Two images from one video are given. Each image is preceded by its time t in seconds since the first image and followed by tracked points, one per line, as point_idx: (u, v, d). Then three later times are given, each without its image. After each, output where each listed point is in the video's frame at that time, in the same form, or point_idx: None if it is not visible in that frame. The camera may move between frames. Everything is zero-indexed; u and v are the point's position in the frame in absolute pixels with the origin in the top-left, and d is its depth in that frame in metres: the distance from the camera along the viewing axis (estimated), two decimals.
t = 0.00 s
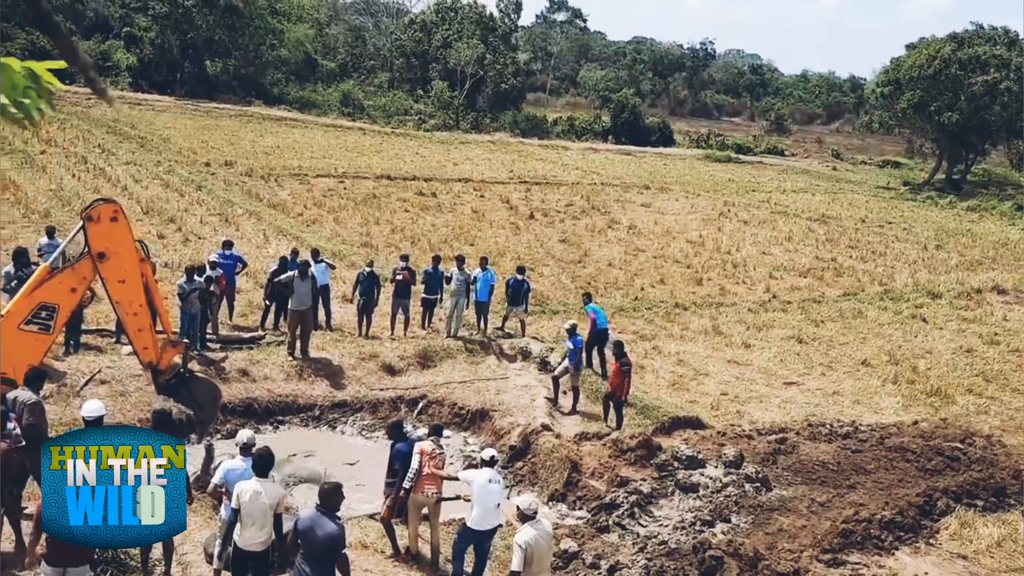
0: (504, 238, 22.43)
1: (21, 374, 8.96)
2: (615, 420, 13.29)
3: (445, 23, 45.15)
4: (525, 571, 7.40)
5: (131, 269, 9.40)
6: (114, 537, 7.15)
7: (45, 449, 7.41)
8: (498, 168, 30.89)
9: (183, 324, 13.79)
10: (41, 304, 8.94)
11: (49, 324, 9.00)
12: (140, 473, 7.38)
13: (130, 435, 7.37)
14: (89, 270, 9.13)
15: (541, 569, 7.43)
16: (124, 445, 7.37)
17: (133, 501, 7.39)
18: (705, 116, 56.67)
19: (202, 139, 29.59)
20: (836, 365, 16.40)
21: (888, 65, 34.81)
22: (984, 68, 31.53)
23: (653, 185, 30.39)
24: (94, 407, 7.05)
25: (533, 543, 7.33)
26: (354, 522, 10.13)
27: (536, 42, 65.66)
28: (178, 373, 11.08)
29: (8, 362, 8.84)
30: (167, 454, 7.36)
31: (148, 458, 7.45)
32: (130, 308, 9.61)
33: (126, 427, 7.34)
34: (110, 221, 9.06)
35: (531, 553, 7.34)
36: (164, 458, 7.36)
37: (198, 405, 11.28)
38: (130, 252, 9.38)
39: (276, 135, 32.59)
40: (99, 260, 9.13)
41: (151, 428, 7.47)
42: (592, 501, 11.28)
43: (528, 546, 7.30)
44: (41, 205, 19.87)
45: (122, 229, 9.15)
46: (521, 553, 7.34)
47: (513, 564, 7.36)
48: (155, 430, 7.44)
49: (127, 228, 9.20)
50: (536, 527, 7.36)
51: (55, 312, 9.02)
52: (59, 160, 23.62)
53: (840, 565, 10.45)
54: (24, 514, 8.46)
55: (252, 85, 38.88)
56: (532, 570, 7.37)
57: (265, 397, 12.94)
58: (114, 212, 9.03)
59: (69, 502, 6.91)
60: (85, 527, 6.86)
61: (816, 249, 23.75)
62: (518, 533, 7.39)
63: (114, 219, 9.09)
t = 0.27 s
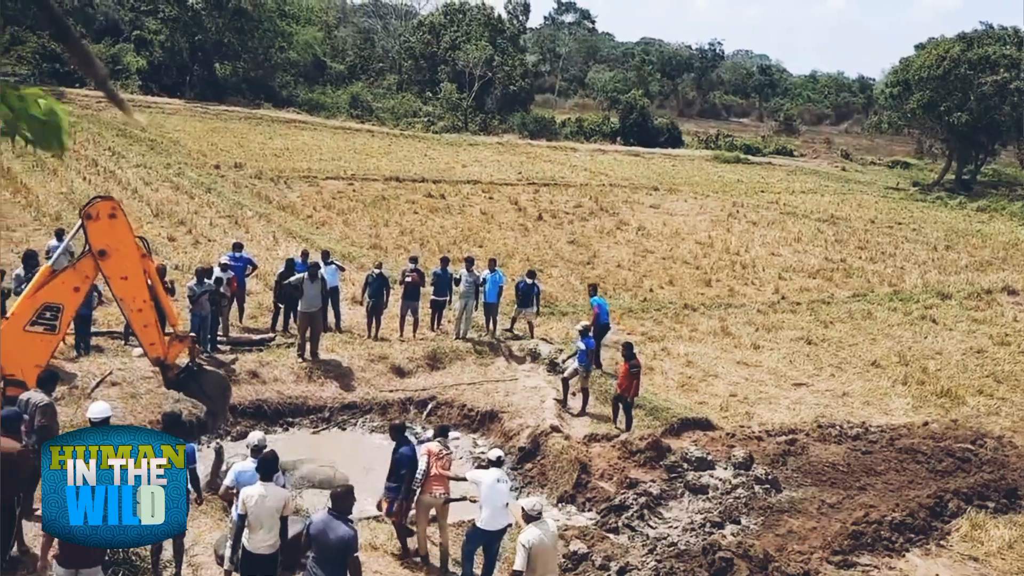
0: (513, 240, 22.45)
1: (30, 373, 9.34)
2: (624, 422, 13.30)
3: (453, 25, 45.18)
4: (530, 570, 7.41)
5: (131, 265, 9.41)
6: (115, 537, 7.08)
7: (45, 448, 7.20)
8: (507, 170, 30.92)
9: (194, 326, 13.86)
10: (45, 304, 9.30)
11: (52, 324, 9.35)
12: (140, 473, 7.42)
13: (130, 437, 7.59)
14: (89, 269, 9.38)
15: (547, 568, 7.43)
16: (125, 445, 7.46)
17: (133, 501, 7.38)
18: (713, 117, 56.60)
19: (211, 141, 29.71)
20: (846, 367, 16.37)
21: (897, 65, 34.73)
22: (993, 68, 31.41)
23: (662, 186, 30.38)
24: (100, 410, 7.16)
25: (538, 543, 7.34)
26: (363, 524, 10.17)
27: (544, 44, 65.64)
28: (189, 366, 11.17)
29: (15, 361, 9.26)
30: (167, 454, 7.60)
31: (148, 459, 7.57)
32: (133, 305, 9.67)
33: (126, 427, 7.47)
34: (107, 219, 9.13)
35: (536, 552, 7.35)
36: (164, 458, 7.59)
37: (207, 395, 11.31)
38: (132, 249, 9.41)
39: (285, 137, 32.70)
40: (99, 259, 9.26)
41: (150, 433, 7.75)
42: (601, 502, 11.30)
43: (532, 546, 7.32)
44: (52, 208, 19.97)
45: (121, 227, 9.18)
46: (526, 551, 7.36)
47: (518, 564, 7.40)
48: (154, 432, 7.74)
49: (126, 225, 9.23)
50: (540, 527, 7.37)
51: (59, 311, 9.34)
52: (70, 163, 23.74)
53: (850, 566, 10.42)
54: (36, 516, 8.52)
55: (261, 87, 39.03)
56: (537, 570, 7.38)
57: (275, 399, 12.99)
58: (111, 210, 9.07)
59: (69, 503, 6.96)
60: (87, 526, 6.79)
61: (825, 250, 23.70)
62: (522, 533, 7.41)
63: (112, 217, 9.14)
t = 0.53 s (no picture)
0: (521, 241, 22.45)
1: (40, 376, 9.33)
2: (632, 423, 13.28)
3: (461, 27, 45.19)
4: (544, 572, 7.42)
5: (140, 266, 9.52)
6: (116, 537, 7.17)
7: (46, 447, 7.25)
8: (515, 171, 30.92)
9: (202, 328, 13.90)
10: (54, 306, 9.30)
11: (63, 325, 9.33)
12: (140, 473, 7.48)
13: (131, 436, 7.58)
14: (98, 270, 9.40)
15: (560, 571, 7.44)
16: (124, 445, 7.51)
17: (134, 500, 7.44)
18: (722, 118, 56.49)
19: (220, 143, 29.79)
20: (855, 368, 16.31)
21: (906, 66, 34.63)
22: (1004, 69, 31.28)
23: (670, 188, 30.35)
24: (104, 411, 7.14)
25: (551, 545, 7.34)
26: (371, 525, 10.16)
27: (553, 46, 65.63)
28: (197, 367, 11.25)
29: (25, 364, 9.27)
30: (167, 454, 7.38)
31: (148, 458, 7.58)
32: (142, 306, 9.78)
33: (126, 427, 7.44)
34: (116, 220, 9.20)
35: (548, 554, 7.35)
36: (164, 458, 7.40)
37: (217, 396, 11.45)
38: (139, 250, 9.51)
39: (294, 139, 32.78)
40: (108, 260, 9.32)
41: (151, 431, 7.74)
42: (609, 504, 11.29)
43: (545, 548, 7.32)
44: (62, 209, 20.06)
45: (129, 227, 9.26)
46: (540, 554, 7.35)
47: (531, 565, 7.39)
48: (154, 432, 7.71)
49: (134, 226, 9.31)
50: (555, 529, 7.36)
51: (68, 313, 9.36)
52: (80, 165, 23.84)
53: (859, 569, 10.37)
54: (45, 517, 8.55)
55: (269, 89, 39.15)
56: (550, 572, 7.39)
57: (284, 400, 13.01)
58: (120, 210, 9.15)
59: (69, 503, 7.13)
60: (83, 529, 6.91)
61: (834, 251, 23.63)
62: (537, 534, 7.41)
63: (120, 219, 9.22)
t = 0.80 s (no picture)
0: (529, 242, 22.48)
1: (51, 376, 9.40)
2: (640, 424, 13.28)
3: (469, 28, 45.25)
4: (558, 572, 7.48)
5: (149, 267, 9.58)
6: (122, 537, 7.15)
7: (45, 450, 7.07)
8: (522, 172, 30.96)
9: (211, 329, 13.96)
10: (64, 307, 9.37)
11: (73, 326, 9.38)
12: (140, 474, 7.36)
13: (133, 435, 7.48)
14: (108, 271, 9.45)
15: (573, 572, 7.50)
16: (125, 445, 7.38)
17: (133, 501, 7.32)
18: (730, 118, 56.43)
19: (229, 144, 29.89)
20: (864, 369, 16.29)
21: (914, 66, 34.56)
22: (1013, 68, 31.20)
23: (678, 189, 30.34)
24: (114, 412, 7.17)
25: (566, 546, 7.39)
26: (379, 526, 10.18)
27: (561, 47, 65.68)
28: (207, 367, 11.21)
29: (36, 364, 9.33)
30: (167, 454, 7.34)
31: (148, 458, 7.47)
32: (152, 307, 9.82)
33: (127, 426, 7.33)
34: (125, 221, 9.27)
35: (563, 555, 7.40)
36: (164, 458, 7.36)
37: (227, 397, 11.37)
38: (149, 251, 9.58)
39: (302, 140, 32.86)
40: (117, 261, 9.38)
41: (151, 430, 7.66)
42: (617, 505, 11.30)
43: (562, 550, 7.37)
44: (72, 211, 20.17)
45: (138, 229, 9.34)
46: (555, 554, 7.41)
47: (546, 567, 7.43)
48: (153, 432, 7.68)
49: (143, 227, 9.39)
50: (572, 530, 7.42)
51: (78, 314, 9.41)
52: (89, 166, 23.95)
53: (867, 571, 10.36)
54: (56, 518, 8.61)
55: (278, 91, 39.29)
56: (564, 572, 7.44)
57: (292, 401, 13.05)
58: (129, 212, 9.23)
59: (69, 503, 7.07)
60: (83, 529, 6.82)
61: (843, 252, 23.60)
62: (553, 535, 7.46)
63: (129, 220, 9.30)
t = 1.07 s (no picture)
0: (538, 243, 22.50)
1: (61, 377, 9.43)
2: (649, 425, 13.27)
3: (478, 29, 45.27)
4: (568, 572, 7.51)
5: (159, 267, 9.64)
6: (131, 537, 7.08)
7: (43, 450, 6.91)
8: (531, 173, 30.98)
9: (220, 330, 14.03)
10: (75, 309, 9.41)
11: (83, 326, 9.43)
12: (140, 474, 7.44)
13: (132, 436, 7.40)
14: (119, 272, 9.52)
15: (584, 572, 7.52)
16: (125, 446, 7.38)
17: (134, 500, 7.37)
18: (739, 119, 56.30)
19: (239, 146, 29.98)
20: (874, 370, 16.24)
21: (924, 66, 34.46)
22: None
23: (687, 190, 30.30)
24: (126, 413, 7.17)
25: (577, 547, 7.43)
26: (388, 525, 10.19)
27: (569, 48, 65.73)
28: (216, 367, 11.33)
29: (47, 366, 9.36)
30: (168, 454, 7.47)
31: (148, 458, 7.55)
32: (161, 307, 9.88)
33: (128, 427, 7.40)
34: (135, 222, 9.33)
35: (573, 556, 7.44)
36: (165, 457, 7.48)
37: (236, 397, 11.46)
38: (159, 251, 9.63)
39: (311, 141, 32.93)
40: (128, 262, 9.44)
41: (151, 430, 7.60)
42: (626, 505, 11.31)
43: (572, 551, 7.41)
44: (82, 212, 20.27)
45: (149, 230, 9.40)
46: (566, 554, 7.44)
47: (556, 567, 7.47)
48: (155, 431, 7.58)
49: (153, 228, 9.45)
50: (583, 531, 7.45)
51: (88, 315, 9.45)
52: (100, 168, 24.07)
53: (877, 572, 10.33)
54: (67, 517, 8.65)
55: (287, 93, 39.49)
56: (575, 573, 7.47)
57: (302, 401, 13.09)
58: (140, 212, 9.30)
59: (69, 503, 7.09)
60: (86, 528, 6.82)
61: (853, 252, 23.53)
62: (564, 536, 7.49)
63: (139, 221, 9.36)
